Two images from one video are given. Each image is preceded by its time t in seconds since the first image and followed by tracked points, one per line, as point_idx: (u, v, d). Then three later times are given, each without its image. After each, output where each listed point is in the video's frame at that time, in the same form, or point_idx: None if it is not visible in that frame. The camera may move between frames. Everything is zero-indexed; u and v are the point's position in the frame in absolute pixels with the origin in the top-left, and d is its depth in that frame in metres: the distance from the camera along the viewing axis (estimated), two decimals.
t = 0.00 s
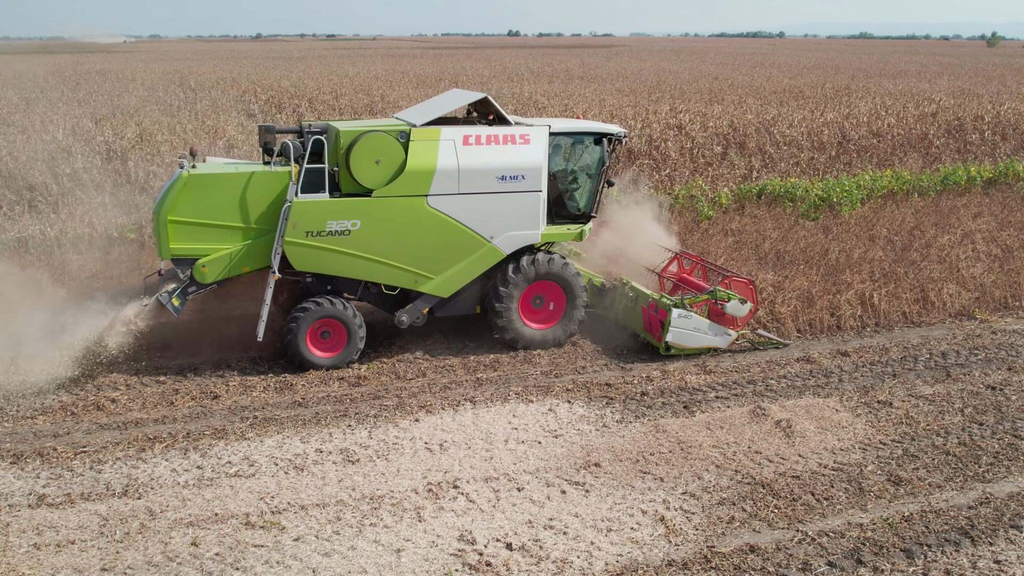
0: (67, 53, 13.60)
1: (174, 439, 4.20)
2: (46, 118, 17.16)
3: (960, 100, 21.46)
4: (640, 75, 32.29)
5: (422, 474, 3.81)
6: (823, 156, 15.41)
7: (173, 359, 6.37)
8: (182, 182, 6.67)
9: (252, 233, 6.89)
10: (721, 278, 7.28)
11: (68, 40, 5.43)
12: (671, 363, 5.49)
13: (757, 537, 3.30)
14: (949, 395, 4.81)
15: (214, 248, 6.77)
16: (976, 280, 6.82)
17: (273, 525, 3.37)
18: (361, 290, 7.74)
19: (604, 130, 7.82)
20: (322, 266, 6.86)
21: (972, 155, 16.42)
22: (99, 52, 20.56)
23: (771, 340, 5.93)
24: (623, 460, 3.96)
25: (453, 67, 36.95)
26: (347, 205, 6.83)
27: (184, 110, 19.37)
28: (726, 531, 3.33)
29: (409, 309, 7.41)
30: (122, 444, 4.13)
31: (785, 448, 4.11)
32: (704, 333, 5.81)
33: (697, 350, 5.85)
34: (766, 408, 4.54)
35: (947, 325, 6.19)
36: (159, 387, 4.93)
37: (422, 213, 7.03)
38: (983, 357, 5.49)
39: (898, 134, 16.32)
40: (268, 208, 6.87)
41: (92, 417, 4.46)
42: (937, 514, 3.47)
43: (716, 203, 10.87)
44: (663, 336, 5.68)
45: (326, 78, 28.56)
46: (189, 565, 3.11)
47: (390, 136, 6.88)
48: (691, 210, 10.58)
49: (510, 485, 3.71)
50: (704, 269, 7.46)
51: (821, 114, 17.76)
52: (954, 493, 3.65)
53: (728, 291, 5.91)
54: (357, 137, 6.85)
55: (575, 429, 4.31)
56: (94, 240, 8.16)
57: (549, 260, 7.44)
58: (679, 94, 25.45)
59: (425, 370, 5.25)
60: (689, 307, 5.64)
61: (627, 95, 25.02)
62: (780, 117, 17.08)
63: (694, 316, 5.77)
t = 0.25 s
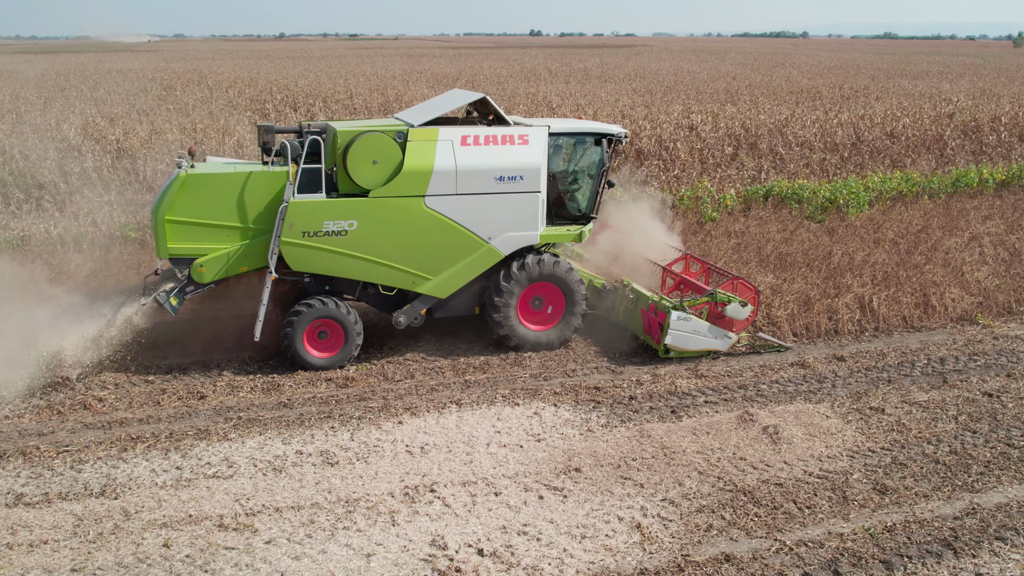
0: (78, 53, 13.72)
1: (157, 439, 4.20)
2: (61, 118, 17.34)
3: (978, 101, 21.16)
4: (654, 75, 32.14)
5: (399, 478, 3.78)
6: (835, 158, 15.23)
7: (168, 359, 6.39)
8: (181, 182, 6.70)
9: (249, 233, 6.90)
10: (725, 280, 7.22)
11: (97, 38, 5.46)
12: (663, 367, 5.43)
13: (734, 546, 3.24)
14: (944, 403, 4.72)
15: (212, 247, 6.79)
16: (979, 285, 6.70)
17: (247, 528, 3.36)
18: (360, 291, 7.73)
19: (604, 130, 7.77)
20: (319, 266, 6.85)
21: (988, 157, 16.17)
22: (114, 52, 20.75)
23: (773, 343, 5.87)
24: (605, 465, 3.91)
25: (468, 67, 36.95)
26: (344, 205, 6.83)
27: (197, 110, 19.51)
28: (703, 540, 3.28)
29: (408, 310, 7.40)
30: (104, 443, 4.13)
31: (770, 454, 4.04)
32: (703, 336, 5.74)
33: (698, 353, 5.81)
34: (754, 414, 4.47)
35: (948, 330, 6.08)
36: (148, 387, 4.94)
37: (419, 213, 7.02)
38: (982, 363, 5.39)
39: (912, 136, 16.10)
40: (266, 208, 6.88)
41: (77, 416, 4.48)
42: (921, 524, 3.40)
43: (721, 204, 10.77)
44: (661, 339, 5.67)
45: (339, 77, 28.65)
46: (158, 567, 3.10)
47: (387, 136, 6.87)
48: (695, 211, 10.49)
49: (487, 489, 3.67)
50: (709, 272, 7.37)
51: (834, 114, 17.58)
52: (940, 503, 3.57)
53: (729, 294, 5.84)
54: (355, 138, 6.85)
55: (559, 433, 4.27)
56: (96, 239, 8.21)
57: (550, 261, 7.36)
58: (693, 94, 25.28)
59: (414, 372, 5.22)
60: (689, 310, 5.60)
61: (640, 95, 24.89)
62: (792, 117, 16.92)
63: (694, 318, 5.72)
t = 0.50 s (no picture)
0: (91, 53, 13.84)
1: (140, 439, 4.20)
2: (76, 117, 17.52)
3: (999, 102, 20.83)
4: (670, 75, 31.96)
5: (378, 481, 3.75)
6: (849, 159, 15.04)
7: (163, 358, 6.41)
8: (180, 181, 6.73)
9: (248, 233, 6.91)
10: (730, 282, 7.17)
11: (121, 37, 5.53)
12: (656, 370, 5.37)
13: (710, 556, 3.19)
14: (939, 410, 4.63)
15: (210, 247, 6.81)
16: (985, 290, 6.57)
17: (220, 530, 3.35)
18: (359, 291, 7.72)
19: (606, 131, 7.72)
20: (316, 266, 6.86)
21: (1006, 159, 15.90)
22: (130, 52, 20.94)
23: (776, 348, 5.78)
24: (586, 471, 3.86)
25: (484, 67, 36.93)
26: (342, 206, 6.83)
27: (211, 109, 19.64)
28: (678, 549, 3.22)
29: (406, 311, 7.38)
30: (88, 443, 4.14)
31: (756, 462, 3.97)
32: (704, 339, 5.63)
33: (699, 356, 5.71)
34: (743, 420, 4.40)
35: (950, 336, 5.97)
36: (137, 387, 4.96)
37: (417, 214, 7.00)
38: (982, 371, 5.28)
39: (928, 138, 15.87)
40: (265, 208, 6.89)
41: (64, 416, 4.49)
42: (904, 536, 3.33)
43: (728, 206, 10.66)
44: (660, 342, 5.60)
45: (354, 77, 28.74)
46: (128, 568, 3.09)
47: (386, 136, 6.87)
48: (701, 213, 10.38)
49: (465, 494, 3.64)
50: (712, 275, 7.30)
51: (849, 116, 17.38)
52: (925, 514, 3.49)
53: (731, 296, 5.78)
54: (353, 138, 6.86)
55: (542, 437, 4.22)
56: (99, 238, 8.27)
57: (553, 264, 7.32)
58: (708, 95, 25.10)
59: (403, 374, 5.20)
60: (688, 313, 5.54)
61: (654, 96, 24.76)
62: (806, 118, 16.73)
63: (694, 321, 5.64)
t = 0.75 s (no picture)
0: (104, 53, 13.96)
1: (124, 439, 4.21)
2: (93, 116, 17.71)
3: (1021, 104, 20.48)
4: (686, 76, 31.76)
5: (355, 485, 3.73)
6: (863, 161, 14.85)
7: (160, 357, 6.45)
8: (179, 181, 6.76)
9: (246, 233, 6.93)
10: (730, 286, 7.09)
11: (139, 37, 5.57)
12: (649, 374, 5.30)
13: (684, 566, 3.14)
14: (933, 418, 4.53)
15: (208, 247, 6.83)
16: (989, 296, 6.44)
17: (193, 533, 3.34)
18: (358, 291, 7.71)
19: (607, 132, 7.68)
20: (314, 267, 6.85)
21: None
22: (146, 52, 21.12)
23: (777, 352, 5.70)
24: (566, 477, 3.81)
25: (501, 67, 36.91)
26: (340, 206, 6.83)
27: (226, 108, 19.79)
28: (652, 559, 3.17)
29: (404, 312, 7.36)
30: (72, 442, 4.16)
31: (741, 469, 3.90)
32: (704, 343, 5.53)
33: (698, 361, 5.60)
34: (730, 426, 4.33)
35: (951, 342, 5.85)
36: (126, 386, 4.97)
37: (415, 215, 6.99)
38: (982, 378, 5.17)
39: (945, 139, 15.64)
40: (264, 208, 6.91)
41: (52, 415, 4.52)
42: (886, 548, 3.25)
43: (735, 208, 10.55)
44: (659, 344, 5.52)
45: (370, 77, 28.83)
46: (98, 570, 3.09)
47: (384, 137, 6.86)
48: (707, 214, 10.29)
49: (441, 499, 3.60)
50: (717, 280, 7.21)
51: (864, 117, 17.17)
52: (910, 525, 3.41)
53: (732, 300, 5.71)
54: (352, 138, 6.85)
55: (526, 442, 4.18)
56: (102, 238, 8.33)
57: (558, 267, 7.27)
58: (724, 95, 24.91)
59: (392, 376, 5.17)
60: (687, 316, 5.46)
61: (670, 96, 24.61)
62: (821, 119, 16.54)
63: (694, 325, 5.56)
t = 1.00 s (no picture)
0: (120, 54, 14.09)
1: (105, 439, 4.22)
2: (111, 115, 17.93)
3: None
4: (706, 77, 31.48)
5: (328, 489, 3.71)
6: (879, 163, 14.60)
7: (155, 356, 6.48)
8: (179, 181, 6.79)
9: (244, 233, 6.94)
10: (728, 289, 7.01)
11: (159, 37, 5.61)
12: (639, 378, 5.23)
13: None
14: (926, 428, 4.42)
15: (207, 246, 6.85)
16: (995, 303, 6.29)
17: (162, 535, 3.34)
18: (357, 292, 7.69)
19: (609, 134, 7.62)
20: (311, 267, 6.85)
21: None
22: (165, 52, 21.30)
23: (780, 356, 5.59)
24: (542, 483, 3.76)
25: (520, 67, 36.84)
26: (337, 207, 6.82)
27: (242, 107, 19.93)
28: (620, 569, 3.11)
29: (402, 313, 7.32)
30: (53, 441, 4.17)
31: (722, 478, 3.83)
32: (704, 347, 5.44)
33: (698, 365, 5.55)
34: (715, 434, 4.25)
35: (953, 349, 5.71)
36: (114, 386, 4.99)
37: (413, 215, 6.96)
38: (980, 387, 5.04)
39: (965, 141, 15.34)
40: (262, 208, 6.92)
41: (37, 413, 4.54)
42: (862, 563, 3.17)
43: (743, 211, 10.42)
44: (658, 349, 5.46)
45: (387, 77, 28.91)
46: (63, 571, 3.09)
47: (382, 137, 6.86)
48: (714, 216, 10.16)
49: (413, 504, 3.57)
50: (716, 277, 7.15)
51: (883, 118, 16.89)
52: (890, 539, 3.32)
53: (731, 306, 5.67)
54: (350, 139, 6.85)
55: (505, 447, 4.13)
56: (107, 237, 8.40)
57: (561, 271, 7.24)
58: (742, 96, 24.66)
59: (379, 378, 5.14)
60: (686, 320, 5.39)
61: (687, 96, 24.42)
62: (838, 120, 16.29)
63: (695, 329, 5.46)
